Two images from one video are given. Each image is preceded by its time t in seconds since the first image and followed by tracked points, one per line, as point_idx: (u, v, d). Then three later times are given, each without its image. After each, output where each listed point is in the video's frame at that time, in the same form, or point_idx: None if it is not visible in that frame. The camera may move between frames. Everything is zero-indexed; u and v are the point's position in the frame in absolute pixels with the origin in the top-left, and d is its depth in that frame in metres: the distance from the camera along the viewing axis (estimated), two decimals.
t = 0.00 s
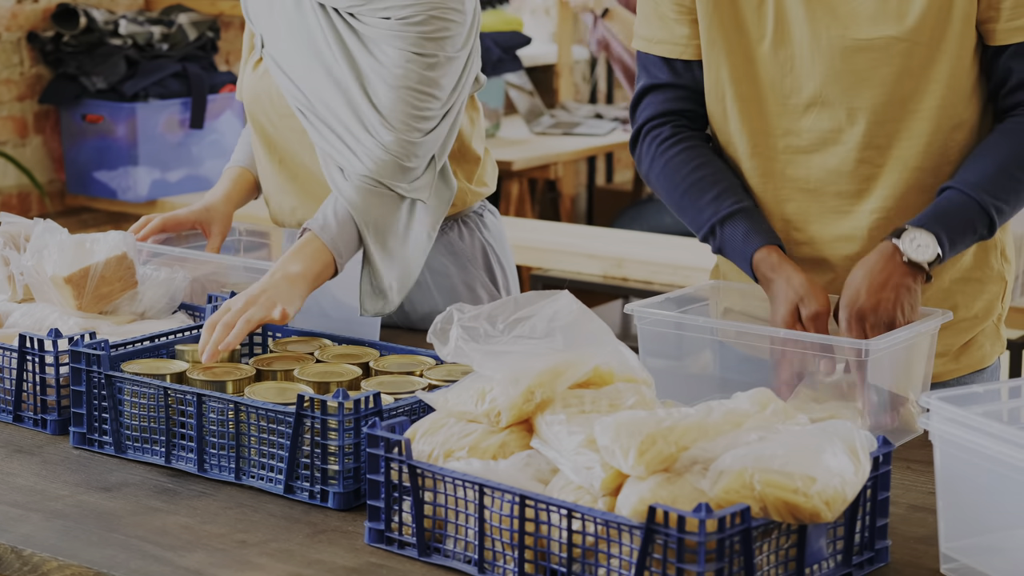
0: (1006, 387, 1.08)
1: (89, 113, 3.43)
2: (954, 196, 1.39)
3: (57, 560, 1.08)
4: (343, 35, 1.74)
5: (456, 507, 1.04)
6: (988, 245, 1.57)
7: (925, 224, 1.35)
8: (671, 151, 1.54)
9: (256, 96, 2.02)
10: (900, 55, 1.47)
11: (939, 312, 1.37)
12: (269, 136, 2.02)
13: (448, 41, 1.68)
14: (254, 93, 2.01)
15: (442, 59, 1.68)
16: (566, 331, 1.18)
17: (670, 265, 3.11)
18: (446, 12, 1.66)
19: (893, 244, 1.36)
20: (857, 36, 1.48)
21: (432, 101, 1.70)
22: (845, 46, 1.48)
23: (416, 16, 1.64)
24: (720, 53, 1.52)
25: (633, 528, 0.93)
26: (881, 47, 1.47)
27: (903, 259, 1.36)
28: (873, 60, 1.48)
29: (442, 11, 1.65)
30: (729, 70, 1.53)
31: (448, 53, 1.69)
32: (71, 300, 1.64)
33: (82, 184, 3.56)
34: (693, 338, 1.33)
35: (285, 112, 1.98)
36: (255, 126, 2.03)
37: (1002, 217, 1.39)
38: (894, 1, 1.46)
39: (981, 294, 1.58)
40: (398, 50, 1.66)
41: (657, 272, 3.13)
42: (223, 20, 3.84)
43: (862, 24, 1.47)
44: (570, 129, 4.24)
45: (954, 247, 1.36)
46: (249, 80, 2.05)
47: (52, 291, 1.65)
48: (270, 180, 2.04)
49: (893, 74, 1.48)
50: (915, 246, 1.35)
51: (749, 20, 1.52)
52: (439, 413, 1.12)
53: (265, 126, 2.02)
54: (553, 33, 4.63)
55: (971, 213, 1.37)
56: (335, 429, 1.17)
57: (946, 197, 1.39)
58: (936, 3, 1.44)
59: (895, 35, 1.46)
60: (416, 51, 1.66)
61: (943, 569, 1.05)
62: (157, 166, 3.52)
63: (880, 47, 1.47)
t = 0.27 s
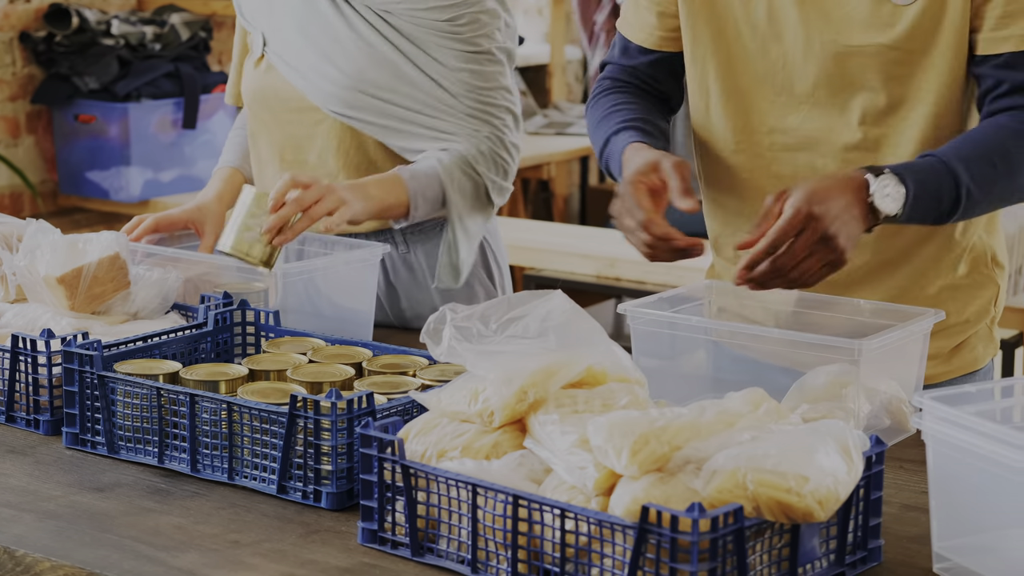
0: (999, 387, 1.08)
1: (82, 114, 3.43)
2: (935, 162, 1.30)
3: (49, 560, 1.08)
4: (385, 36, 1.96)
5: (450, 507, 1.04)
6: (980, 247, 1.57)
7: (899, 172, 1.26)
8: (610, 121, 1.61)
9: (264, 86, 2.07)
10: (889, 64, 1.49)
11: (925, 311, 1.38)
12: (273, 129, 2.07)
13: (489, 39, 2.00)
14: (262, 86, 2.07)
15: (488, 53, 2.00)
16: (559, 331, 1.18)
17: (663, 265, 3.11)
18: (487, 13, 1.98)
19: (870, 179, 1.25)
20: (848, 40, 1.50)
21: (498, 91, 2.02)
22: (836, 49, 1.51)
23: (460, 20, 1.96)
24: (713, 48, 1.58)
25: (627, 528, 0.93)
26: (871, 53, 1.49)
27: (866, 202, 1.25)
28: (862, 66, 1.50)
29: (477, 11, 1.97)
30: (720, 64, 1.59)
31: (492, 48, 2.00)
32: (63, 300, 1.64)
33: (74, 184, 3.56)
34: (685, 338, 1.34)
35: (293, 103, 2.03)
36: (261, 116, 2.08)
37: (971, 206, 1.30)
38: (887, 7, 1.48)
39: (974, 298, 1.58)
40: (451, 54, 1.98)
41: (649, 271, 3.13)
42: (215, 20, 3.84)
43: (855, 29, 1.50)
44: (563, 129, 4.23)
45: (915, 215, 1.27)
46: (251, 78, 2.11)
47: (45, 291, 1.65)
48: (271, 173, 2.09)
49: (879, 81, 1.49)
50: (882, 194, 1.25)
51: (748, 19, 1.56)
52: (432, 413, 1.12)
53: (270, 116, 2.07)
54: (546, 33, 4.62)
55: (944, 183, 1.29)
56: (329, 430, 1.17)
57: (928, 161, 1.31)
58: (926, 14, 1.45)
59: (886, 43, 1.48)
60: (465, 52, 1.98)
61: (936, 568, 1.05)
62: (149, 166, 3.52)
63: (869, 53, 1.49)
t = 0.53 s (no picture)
0: (992, 386, 1.08)
1: (75, 114, 3.43)
2: (774, 203, 1.21)
3: (42, 561, 1.08)
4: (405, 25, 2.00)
5: (443, 507, 1.04)
6: (969, 251, 1.57)
7: (738, 232, 1.17)
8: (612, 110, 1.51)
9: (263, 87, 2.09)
10: (847, 81, 1.52)
11: (918, 309, 1.38)
12: (274, 130, 2.10)
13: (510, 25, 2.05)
14: (262, 85, 2.09)
15: (511, 38, 2.05)
16: (554, 329, 1.17)
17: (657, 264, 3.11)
18: None
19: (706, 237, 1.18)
20: (814, 58, 1.54)
21: (524, 74, 2.07)
22: (806, 62, 1.55)
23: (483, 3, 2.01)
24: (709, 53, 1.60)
25: (620, 527, 0.93)
26: (833, 68, 1.53)
27: (704, 276, 1.17)
28: (823, 82, 1.54)
29: None
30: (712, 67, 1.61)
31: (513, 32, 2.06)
32: (56, 300, 1.64)
33: (68, 184, 3.56)
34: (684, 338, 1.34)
35: (293, 104, 2.07)
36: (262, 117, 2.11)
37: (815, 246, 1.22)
38: (847, 23, 1.51)
39: (963, 301, 1.59)
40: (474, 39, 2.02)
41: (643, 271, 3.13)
42: (209, 20, 3.83)
43: (821, 45, 1.54)
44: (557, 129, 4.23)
45: (760, 265, 1.19)
46: (255, 71, 2.11)
47: (37, 292, 1.65)
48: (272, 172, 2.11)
49: (841, 97, 1.53)
50: (724, 262, 1.16)
51: (731, 28, 1.60)
52: (425, 413, 1.12)
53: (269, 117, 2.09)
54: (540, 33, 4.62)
55: (788, 229, 1.20)
56: (322, 430, 1.17)
57: (761, 204, 1.22)
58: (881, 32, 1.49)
59: (845, 59, 1.52)
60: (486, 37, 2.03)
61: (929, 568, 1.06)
62: (142, 165, 3.52)
63: (831, 68, 1.53)
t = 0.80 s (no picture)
0: (986, 385, 1.08)
1: (69, 114, 3.43)
2: (727, 193, 1.23)
3: (37, 561, 1.08)
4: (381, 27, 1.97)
5: (438, 506, 1.04)
6: (959, 246, 1.57)
7: (688, 225, 1.20)
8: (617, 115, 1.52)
9: (258, 87, 2.08)
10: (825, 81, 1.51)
11: (913, 308, 1.38)
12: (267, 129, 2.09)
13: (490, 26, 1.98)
14: (257, 82, 2.08)
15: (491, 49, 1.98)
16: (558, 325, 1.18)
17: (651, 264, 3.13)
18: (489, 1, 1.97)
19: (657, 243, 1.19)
20: (796, 60, 1.54)
21: (498, 84, 1.99)
22: (792, 65, 1.55)
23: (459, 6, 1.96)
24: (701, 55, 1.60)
25: (615, 527, 0.93)
26: (815, 70, 1.53)
27: (656, 270, 1.19)
28: (806, 83, 1.54)
29: None
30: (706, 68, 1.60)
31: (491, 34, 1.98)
32: (50, 300, 1.63)
33: (62, 185, 3.55)
34: (681, 338, 1.34)
35: (287, 107, 2.06)
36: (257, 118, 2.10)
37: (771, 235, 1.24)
38: (825, 26, 1.51)
39: (953, 298, 1.58)
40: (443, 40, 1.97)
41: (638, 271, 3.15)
42: (203, 20, 3.83)
43: (804, 47, 1.53)
44: (551, 129, 4.23)
45: (711, 256, 1.21)
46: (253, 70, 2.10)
47: (32, 292, 1.65)
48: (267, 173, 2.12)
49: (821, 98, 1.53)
50: (676, 256, 1.19)
51: (722, 32, 1.60)
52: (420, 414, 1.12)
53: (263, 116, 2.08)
54: (535, 33, 4.62)
55: (740, 221, 1.22)
56: (317, 430, 1.17)
57: (716, 194, 1.24)
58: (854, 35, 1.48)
59: (823, 61, 1.51)
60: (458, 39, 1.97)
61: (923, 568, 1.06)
62: (137, 166, 3.51)
63: (812, 70, 1.53)
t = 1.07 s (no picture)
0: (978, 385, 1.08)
1: (61, 114, 3.43)
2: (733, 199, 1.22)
3: (29, 562, 1.08)
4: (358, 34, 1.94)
5: (430, 507, 1.03)
6: (948, 248, 1.57)
7: (687, 223, 1.19)
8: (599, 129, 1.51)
9: (247, 88, 2.10)
10: (811, 82, 1.51)
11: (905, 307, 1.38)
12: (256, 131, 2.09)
13: (467, 34, 1.92)
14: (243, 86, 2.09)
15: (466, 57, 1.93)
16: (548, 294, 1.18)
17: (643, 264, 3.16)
18: (464, 7, 1.91)
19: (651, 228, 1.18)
20: (779, 63, 1.54)
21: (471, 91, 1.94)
22: (775, 67, 1.55)
23: (431, 12, 1.90)
24: (682, 58, 1.59)
25: (607, 527, 0.93)
26: (798, 72, 1.53)
27: (651, 260, 1.17)
28: (789, 86, 1.54)
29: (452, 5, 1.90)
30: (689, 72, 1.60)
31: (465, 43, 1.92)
32: (42, 301, 1.63)
33: (54, 185, 3.55)
34: (673, 340, 1.34)
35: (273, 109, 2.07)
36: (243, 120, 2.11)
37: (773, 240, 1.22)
38: (809, 27, 1.51)
39: (944, 298, 1.59)
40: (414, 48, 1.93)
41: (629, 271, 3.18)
42: (195, 21, 3.83)
43: (786, 48, 1.53)
44: (544, 129, 4.23)
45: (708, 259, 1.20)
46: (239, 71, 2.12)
47: (24, 292, 1.65)
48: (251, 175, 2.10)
49: (805, 99, 1.52)
50: (673, 247, 1.17)
51: (705, 37, 1.59)
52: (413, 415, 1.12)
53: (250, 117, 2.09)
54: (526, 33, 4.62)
55: (742, 224, 1.21)
56: (309, 430, 1.17)
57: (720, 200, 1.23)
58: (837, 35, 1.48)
59: (807, 62, 1.51)
60: (430, 45, 1.91)
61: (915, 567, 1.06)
62: (129, 166, 3.51)
63: (796, 72, 1.53)
